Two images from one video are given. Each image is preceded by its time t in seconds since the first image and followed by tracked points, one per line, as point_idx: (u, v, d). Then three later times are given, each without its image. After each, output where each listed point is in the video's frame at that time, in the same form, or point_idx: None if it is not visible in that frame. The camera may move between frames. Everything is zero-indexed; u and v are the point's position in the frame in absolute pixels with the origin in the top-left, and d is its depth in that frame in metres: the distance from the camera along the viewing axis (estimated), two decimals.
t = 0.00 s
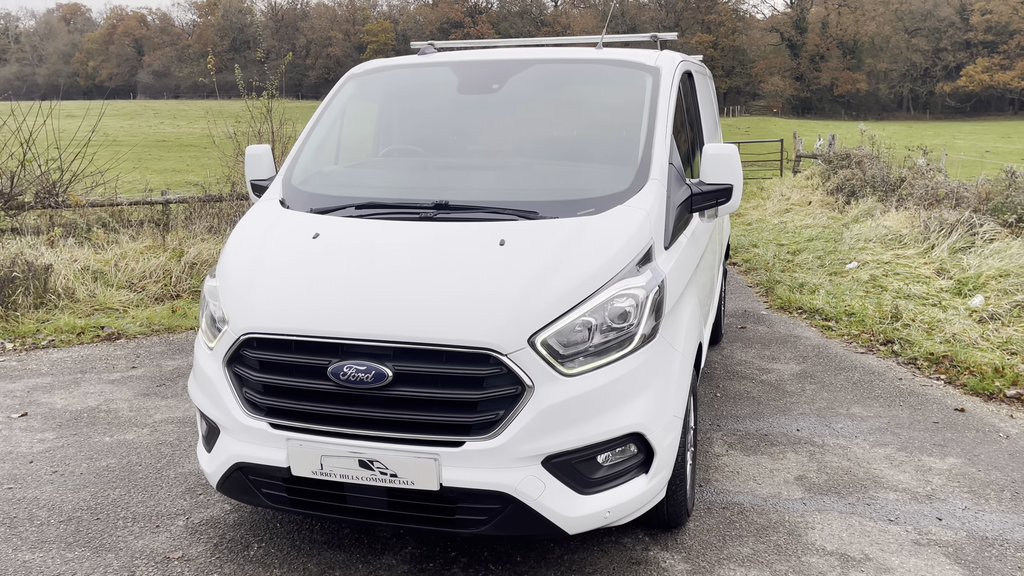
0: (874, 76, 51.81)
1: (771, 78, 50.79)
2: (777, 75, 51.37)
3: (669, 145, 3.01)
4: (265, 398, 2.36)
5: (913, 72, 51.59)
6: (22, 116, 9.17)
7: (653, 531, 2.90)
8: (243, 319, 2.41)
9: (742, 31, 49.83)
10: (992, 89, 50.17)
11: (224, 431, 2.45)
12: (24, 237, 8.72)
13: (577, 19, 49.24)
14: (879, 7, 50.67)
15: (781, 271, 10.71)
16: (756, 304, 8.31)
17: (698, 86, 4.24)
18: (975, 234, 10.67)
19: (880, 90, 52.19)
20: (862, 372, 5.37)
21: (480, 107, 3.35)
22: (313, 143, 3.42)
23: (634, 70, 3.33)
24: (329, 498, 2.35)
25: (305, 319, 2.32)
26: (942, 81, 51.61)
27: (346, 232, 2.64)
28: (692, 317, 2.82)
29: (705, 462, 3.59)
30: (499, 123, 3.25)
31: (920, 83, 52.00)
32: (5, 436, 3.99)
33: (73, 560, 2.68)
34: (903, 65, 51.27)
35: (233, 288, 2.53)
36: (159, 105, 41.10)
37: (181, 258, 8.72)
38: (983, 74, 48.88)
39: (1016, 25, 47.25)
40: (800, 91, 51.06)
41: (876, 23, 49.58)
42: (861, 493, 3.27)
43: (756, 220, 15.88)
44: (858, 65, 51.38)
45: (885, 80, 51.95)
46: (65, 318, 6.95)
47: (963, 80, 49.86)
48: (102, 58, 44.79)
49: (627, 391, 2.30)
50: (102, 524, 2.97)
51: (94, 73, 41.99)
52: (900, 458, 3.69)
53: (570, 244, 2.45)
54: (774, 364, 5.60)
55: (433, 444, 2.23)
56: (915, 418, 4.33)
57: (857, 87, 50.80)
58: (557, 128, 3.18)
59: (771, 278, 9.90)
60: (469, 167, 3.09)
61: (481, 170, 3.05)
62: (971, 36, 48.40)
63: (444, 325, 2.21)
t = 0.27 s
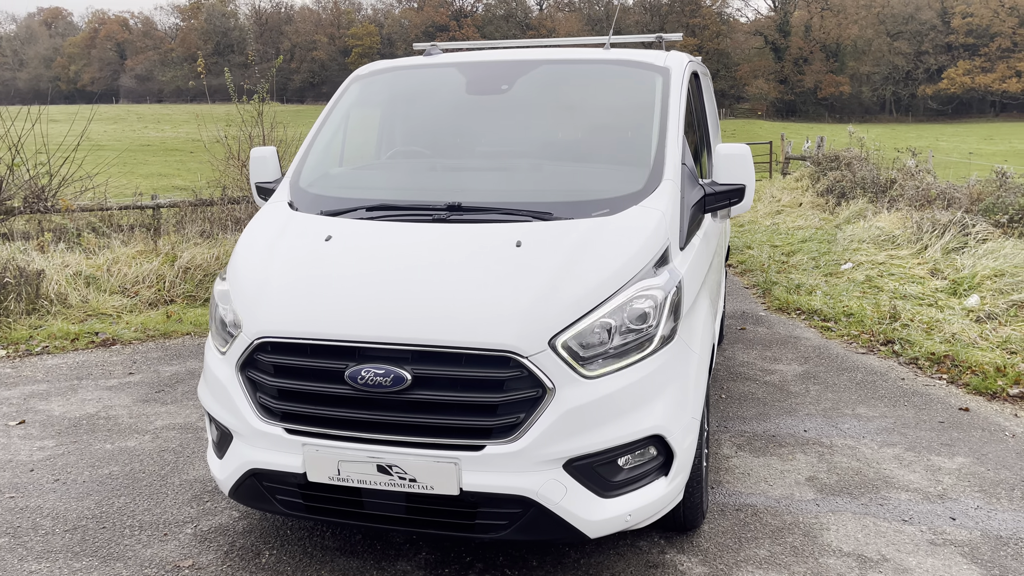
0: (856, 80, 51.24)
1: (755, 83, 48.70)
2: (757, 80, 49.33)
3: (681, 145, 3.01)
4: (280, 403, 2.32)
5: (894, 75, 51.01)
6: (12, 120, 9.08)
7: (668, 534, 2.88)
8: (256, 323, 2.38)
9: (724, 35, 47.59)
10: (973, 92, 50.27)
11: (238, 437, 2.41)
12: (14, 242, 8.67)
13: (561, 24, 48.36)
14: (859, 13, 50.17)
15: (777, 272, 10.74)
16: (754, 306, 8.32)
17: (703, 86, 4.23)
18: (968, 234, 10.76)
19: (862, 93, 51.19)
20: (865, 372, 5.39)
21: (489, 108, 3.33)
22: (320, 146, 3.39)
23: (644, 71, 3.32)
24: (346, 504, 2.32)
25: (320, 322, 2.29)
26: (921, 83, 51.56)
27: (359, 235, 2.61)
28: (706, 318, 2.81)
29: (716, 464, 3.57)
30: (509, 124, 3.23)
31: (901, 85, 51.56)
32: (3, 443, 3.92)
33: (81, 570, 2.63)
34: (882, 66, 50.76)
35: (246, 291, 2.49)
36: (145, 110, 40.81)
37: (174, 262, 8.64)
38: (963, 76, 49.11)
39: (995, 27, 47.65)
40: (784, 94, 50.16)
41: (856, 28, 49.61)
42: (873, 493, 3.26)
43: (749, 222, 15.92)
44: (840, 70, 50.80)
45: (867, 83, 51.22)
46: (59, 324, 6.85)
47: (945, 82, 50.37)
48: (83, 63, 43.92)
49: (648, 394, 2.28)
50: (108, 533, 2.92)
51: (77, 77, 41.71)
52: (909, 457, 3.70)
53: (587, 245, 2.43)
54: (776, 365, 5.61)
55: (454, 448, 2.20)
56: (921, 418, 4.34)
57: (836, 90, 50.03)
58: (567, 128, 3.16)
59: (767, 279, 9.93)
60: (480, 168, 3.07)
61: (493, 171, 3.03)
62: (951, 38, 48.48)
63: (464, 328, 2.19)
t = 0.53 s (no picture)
0: (838, 81, 51.32)
1: (737, 83, 47.58)
2: (741, 82, 48.13)
3: (689, 148, 3.01)
4: (293, 410, 2.30)
5: (877, 76, 51.07)
6: None
7: (678, 537, 2.88)
8: (268, 329, 2.35)
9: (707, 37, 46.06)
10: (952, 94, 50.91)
11: (249, 444, 2.38)
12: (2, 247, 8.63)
13: (544, 25, 47.98)
14: (841, 14, 49.41)
15: (770, 273, 10.79)
16: (750, 307, 8.34)
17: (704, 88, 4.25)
18: (957, 234, 10.85)
19: (844, 94, 51.33)
20: (864, 372, 5.43)
21: (496, 111, 3.32)
22: (324, 149, 3.36)
23: (650, 74, 3.33)
24: (360, 511, 2.30)
25: (333, 328, 2.27)
26: (903, 85, 51.73)
27: (369, 239, 2.59)
28: (717, 320, 2.81)
29: (722, 467, 3.57)
30: (516, 128, 3.22)
31: (883, 86, 51.81)
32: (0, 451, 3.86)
33: None
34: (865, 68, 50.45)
35: (256, 297, 2.46)
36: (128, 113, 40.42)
37: (165, 267, 8.55)
38: (944, 77, 49.62)
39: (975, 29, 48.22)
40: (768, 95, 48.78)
41: (838, 29, 48.74)
42: (880, 494, 3.27)
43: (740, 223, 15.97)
44: (822, 72, 50.54)
45: (848, 85, 51.49)
46: (50, 331, 6.76)
47: (926, 84, 50.86)
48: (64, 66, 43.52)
49: (664, 397, 2.28)
50: (113, 542, 2.87)
51: (57, 80, 41.20)
52: (912, 458, 3.72)
53: (600, 248, 2.42)
54: (775, 366, 5.63)
55: (470, 454, 2.18)
56: (922, 418, 4.37)
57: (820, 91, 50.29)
58: (575, 132, 3.16)
59: (760, 280, 9.96)
60: (489, 171, 3.06)
61: (502, 175, 3.02)
62: (932, 40, 48.95)
63: (480, 333, 2.17)
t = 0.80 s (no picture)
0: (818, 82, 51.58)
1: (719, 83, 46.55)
2: (722, 82, 47.77)
3: (690, 148, 3.04)
4: (300, 411, 2.29)
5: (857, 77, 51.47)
6: None
7: (681, 534, 2.89)
8: (274, 330, 2.34)
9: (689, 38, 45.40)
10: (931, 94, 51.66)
11: (255, 445, 2.37)
12: None
13: (526, 26, 47.95)
14: (822, 15, 49.58)
15: (758, 272, 10.86)
16: (741, 306, 8.39)
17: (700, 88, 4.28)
18: (943, 233, 10.99)
19: (824, 95, 51.84)
20: (856, 370, 5.48)
21: (497, 112, 3.33)
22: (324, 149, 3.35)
23: (649, 74, 3.35)
24: (369, 511, 2.29)
25: (340, 329, 2.26)
26: (882, 85, 52.05)
27: (373, 240, 2.59)
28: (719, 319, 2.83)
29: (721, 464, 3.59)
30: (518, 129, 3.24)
31: (863, 86, 52.10)
32: None
33: None
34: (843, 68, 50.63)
35: (261, 298, 2.45)
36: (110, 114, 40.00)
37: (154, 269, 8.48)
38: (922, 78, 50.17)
39: (952, 30, 48.91)
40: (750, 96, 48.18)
41: (818, 30, 48.90)
42: (878, 490, 3.31)
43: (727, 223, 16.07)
44: (803, 72, 50.71)
45: (829, 85, 51.80)
46: (39, 333, 6.68)
47: (906, 84, 51.40)
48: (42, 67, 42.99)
49: (671, 396, 2.29)
50: (113, 546, 2.85)
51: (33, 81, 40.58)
52: (908, 454, 3.77)
53: (606, 248, 2.43)
54: (769, 364, 5.67)
55: (479, 453, 2.19)
56: (916, 414, 4.42)
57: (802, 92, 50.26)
58: (577, 133, 3.18)
59: (750, 279, 10.03)
60: (492, 172, 3.07)
61: (505, 175, 3.03)
62: (910, 41, 49.54)
63: (488, 332, 2.18)
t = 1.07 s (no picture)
0: (799, 83, 51.47)
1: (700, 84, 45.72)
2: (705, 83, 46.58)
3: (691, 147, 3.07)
4: (309, 409, 2.30)
5: (835, 78, 51.78)
6: None
7: (683, 529, 2.92)
8: (283, 328, 2.34)
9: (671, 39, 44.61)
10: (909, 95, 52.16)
11: (264, 443, 2.37)
12: None
13: (508, 26, 47.92)
14: (801, 16, 49.81)
15: (746, 271, 10.95)
16: (731, 304, 8.46)
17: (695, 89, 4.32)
18: (926, 232, 11.14)
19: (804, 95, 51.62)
20: (847, 367, 5.56)
21: (500, 112, 3.36)
22: (326, 148, 3.34)
23: (649, 74, 3.39)
24: (378, 508, 2.30)
25: (350, 327, 2.27)
26: (860, 86, 52.68)
27: (381, 238, 2.60)
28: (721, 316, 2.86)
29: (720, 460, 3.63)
30: (521, 128, 3.26)
31: (841, 87, 52.46)
32: None
33: None
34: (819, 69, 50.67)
35: (269, 296, 2.45)
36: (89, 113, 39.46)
37: (142, 269, 8.40)
38: (899, 79, 50.74)
39: (929, 32, 49.61)
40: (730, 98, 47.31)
41: (797, 31, 49.01)
42: (875, 484, 3.36)
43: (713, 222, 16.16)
44: (784, 73, 50.61)
45: (808, 86, 51.55)
46: (27, 334, 6.59)
47: (883, 86, 51.99)
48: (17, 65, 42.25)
49: (677, 391, 2.32)
50: (117, 545, 2.84)
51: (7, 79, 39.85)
52: (902, 449, 3.83)
53: (612, 246, 2.46)
54: (762, 361, 5.73)
55: (489, 449, 2.20)
56: (907, 410, 4.49)
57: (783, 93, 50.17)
58: (579, 133, 3.21)
59: (738, 278, 10.10)
60: (497, 170, 3.09)
61: (508, 174, 3.05)
62: (888, 42, 50.13)
63: (498, 329, 2.19)
